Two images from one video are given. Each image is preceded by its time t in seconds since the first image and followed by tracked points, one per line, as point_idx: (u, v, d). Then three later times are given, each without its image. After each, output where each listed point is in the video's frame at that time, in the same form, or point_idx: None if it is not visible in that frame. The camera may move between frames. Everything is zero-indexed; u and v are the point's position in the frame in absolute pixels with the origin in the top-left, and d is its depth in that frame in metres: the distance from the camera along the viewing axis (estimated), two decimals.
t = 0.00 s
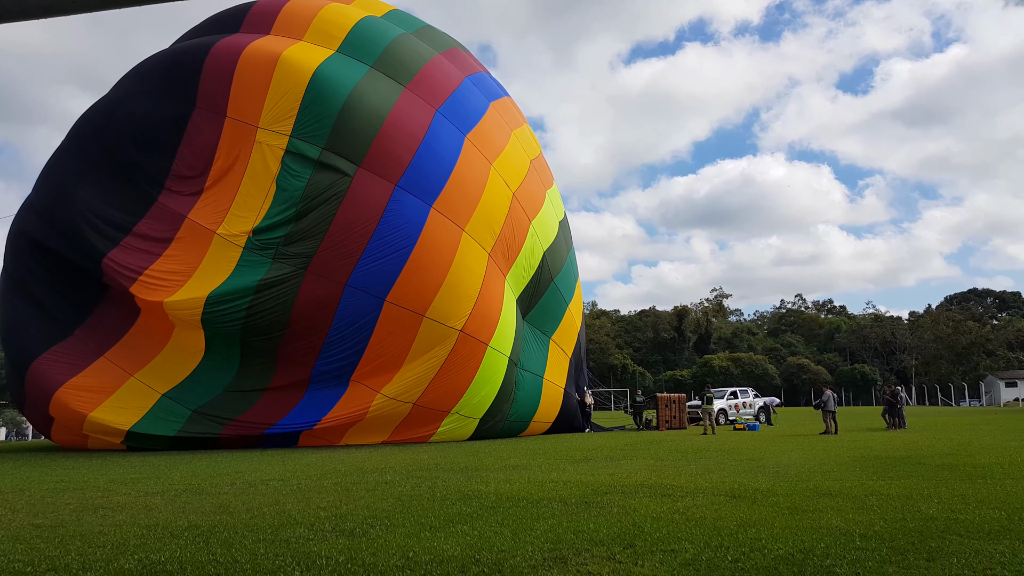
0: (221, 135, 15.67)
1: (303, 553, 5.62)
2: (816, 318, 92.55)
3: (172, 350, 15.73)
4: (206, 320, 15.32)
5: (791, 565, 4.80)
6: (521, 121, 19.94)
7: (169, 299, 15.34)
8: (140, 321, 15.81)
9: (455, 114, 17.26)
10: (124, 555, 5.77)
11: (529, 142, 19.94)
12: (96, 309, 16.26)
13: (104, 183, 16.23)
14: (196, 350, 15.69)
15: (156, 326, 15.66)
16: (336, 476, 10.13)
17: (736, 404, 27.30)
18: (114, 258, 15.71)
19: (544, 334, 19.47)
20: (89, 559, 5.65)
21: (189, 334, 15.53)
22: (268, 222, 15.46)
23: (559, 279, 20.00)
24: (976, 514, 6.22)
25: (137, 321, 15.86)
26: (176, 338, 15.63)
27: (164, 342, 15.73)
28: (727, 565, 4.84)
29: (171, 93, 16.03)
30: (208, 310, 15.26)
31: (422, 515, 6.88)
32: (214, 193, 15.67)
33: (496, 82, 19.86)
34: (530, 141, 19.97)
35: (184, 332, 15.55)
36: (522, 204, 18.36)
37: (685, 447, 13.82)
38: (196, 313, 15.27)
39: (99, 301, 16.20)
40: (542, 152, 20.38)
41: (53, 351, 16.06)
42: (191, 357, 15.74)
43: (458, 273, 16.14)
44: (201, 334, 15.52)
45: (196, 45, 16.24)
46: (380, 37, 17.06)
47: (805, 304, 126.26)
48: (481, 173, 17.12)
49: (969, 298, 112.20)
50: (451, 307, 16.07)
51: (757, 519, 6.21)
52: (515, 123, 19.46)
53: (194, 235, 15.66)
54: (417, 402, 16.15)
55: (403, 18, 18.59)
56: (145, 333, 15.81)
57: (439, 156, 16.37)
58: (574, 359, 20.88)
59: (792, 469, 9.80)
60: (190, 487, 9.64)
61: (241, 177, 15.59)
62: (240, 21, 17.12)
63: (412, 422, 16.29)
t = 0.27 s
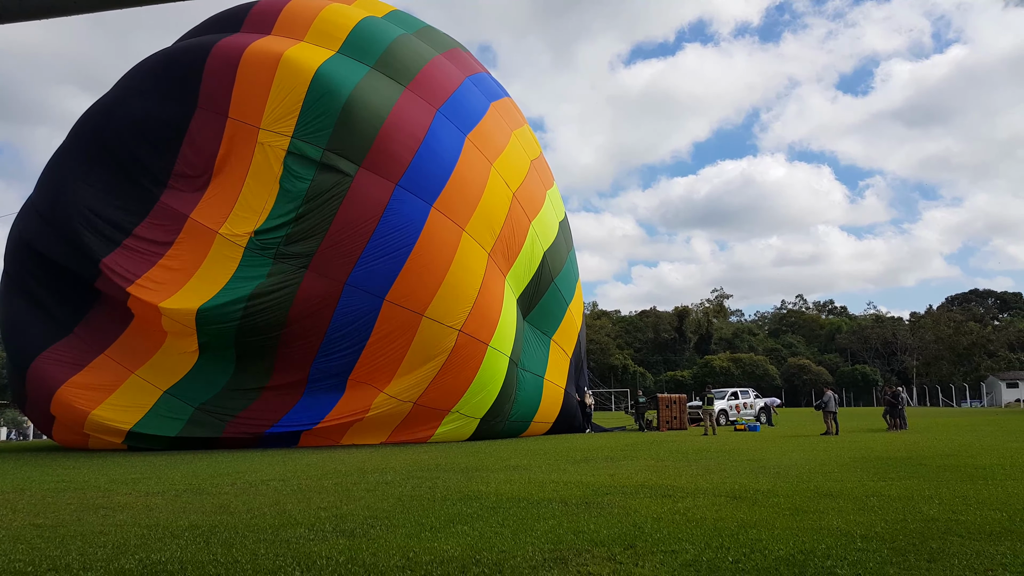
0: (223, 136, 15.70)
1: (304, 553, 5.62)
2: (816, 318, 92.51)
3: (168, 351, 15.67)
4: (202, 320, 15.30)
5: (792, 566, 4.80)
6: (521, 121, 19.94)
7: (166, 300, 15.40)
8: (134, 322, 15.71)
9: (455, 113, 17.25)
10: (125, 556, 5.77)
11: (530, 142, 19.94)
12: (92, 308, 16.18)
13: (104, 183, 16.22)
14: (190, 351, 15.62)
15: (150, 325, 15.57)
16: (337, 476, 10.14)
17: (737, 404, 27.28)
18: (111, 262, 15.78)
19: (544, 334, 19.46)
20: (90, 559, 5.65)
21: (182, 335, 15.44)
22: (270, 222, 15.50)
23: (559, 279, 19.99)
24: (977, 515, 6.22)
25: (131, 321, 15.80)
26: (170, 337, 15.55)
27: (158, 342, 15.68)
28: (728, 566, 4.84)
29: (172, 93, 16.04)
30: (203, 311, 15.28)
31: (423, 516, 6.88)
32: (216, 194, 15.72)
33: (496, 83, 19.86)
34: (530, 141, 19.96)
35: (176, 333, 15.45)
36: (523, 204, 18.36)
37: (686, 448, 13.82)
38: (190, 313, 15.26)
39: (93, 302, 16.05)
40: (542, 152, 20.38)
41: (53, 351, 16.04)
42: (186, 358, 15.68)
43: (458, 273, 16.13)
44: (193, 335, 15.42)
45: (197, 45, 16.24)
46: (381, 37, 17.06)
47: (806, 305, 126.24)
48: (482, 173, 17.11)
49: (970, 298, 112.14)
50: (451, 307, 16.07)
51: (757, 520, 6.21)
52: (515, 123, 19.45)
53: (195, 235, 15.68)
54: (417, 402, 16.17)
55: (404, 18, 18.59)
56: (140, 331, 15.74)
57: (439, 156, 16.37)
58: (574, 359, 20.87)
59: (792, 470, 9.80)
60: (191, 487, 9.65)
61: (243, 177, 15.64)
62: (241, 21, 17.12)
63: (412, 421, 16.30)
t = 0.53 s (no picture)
0: (224, 137, 15.77)
1: (304, 554, 5.63)
2: (817, 318, 92.48)
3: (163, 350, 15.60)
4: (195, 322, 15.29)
5: (793, 566, 4.80)
6: (521, 121, 19.94)
7: (163, 300, 15.47)
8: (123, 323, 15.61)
9: (456, 113, 17.26)
10: (125, 556, 5.77)
11: (530, 142, 19.95)
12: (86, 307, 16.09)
13: (104, 183, 16.22)
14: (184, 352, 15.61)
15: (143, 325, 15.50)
16: (338, 477, 10.14)
17: (738, 405, 27.29)
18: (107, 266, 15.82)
19: (545, 335, 19.46)
20: (90, 560, 5.65)
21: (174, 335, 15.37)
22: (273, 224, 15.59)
23: (559, 279, 19.98)
24: (979, 515, 6.22)
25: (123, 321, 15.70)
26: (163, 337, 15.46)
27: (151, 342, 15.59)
28: (729, 566, 4.84)
29: (173, 94, 16.09)
30: (197, 311, 15.33)
31: (424, 516, 6.88)
32: (218, 195, 15.82)
33: (496, 83, 19.88)
34: (530, 141, 19.97)
35: (168, 334, 15.40)
36: (523, 204, 18.36)
37: (687, 448, 13.81)
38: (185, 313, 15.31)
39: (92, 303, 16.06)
40: (542, 152, 20.39)
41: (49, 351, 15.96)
42: (181, 359, 15.69)
43: (458, 272, 16.14)
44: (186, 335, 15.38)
45: (197, 45, 16.25)
46: (381, 37, 17.07)
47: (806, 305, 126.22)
48: (482, 173, 17.12)
49: (970, 298, 112.12)
50: (451, 306, 16.08)
51: (759, 521, 6.20)
52: (515, 124, 19.45)
53: (195, 235, 15.70)
54: (418, 402, 16.19)
55: (404, 19, 18.61)
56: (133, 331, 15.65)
57: (439, 156, 16.37)
58: (574, 359, 20.87)
59: (793, 470, 9.80)
60: (191, 488, 9.65)
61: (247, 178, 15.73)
62: (241, 21, 17.13)
63: (412, 421, 16.29)
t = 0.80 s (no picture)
0: (224, 137, 15.80)
1: (303, 553, 5.64)
2: (815, 318, 92.55)
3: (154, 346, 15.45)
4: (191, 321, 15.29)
5: (791, 565, 4.81)
6: (520, 121, 19.94)
7: (161, 300, 15.48)
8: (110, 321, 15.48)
9: (454, 112, 17.26)
10: (125, 557, 5.77)
11: (528, 142, 19.95)
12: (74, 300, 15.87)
13: (101, 182, 16.16)
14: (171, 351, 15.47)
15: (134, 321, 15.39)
16: (337, 477, 10.14)
17: (737, 404, 27.31)
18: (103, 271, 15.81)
19: (543, 334, 19.47)
20: (90, 561, 5.66)
21: (168, 334, 15.35)
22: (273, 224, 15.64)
23: (558, 279, 19.99)
24: (977, 514, 6.23)
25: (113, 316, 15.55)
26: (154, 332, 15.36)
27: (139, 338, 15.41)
28: (727, 565, 4.85)
29: (172, 93, 16.10)
30: (197, 311, 15.39)
31: (422, 516, 6.89)
32: (217, 195, 15.83)
33: (495, 82, 19.88)
34: (529, 141, 19.98)
35: (161, 333, 15.36)
36: (521, 203, 18.36)
37: (685, 447, 13.82)
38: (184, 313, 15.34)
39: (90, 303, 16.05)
40: (541, 152, 20.39)
41: (48, 351, 15.95)
42: (171, 359, 15.59)
43: (456, 271, 16.15)
44: (180, 334, 15.36)
45: (196, 44, 16.24)
46: (380, 36, 17.07)
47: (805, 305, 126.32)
48: (482, 173, 17.13)
49: (969, 297, 112.25)
50: (450, 305, 16.09)
51: (757, 520, 6.21)
52: (514, 123, 19.45)
53: (193, 233, 15.69)
54: (416, 401, 16.23)
55: (403, 18, 18.60)
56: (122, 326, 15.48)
57: (438, 155, 16.37)
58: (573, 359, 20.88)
59: (792, 469, 9.81)
60: (190, 488, 9.65)
61: (247, 178, 15.76)
62: (239, 21, 17.11)
63: (410, 420, 16.32)
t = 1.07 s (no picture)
0: (223, 136, 15.84)
1: (300, 551, 5.63)
2: (812, 316, 92.68)
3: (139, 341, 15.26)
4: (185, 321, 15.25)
5: (787, 563, 4.81)
6: (517, 119, 19.93)
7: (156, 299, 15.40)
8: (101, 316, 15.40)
9: (451, 110, 17.23)
10: (121, 555, 5.76)
11: (525, 140, 19.94)
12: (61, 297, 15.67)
13: (97, 179, 16.08)
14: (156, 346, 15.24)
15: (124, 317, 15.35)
16: (334, 475, 10.13)
17: (734, 403, 27.33)
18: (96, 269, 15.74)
19: (540, 332, 19.46)
20: (86, 559, 5.64)
21: (161, 331, 15.24)
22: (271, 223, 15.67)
23: (554, 277, 19.98)
24: (973, 512, 6.23)
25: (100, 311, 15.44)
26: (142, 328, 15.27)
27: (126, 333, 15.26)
28: (724, 564, 4.85)
29: (170, 91, 16.09)
30: (193, 311, 15.33)
31: (419, 514, 6.89)
32: (214, 193, 15.83)
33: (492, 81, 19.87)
34: (525, 139, 19.97)
35: (153, 330, 15.25)
36: (518, 201, 18.35)
37: (682, 446, 13.82)
38: (179, 312, 15.30)
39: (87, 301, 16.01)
40: (537, 150, 20.38)
41: (41, 349, 15.86)
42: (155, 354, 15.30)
43: (452, 268, 16.13)
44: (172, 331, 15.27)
45: (192, 42, 16.19)
46: (377, 34, 17.04)
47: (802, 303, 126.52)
48: (478, 171, 17.12)
49: (965, 296, 112.53)
50: (445, 302, 16.06)
51: (754, 518, 6.21)
52: (511, 121, 19.44)
53: (190, 231, 15.68)
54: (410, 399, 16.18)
55: (400, 16, 18.57)
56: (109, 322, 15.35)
57: (435, 153, 16.34)
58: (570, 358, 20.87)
59: (788, 467, 9.83)
60: (187, 486, 9.63)
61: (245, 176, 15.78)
62: (236, 18, 17.06)
63: (406, 419, 16.29)
